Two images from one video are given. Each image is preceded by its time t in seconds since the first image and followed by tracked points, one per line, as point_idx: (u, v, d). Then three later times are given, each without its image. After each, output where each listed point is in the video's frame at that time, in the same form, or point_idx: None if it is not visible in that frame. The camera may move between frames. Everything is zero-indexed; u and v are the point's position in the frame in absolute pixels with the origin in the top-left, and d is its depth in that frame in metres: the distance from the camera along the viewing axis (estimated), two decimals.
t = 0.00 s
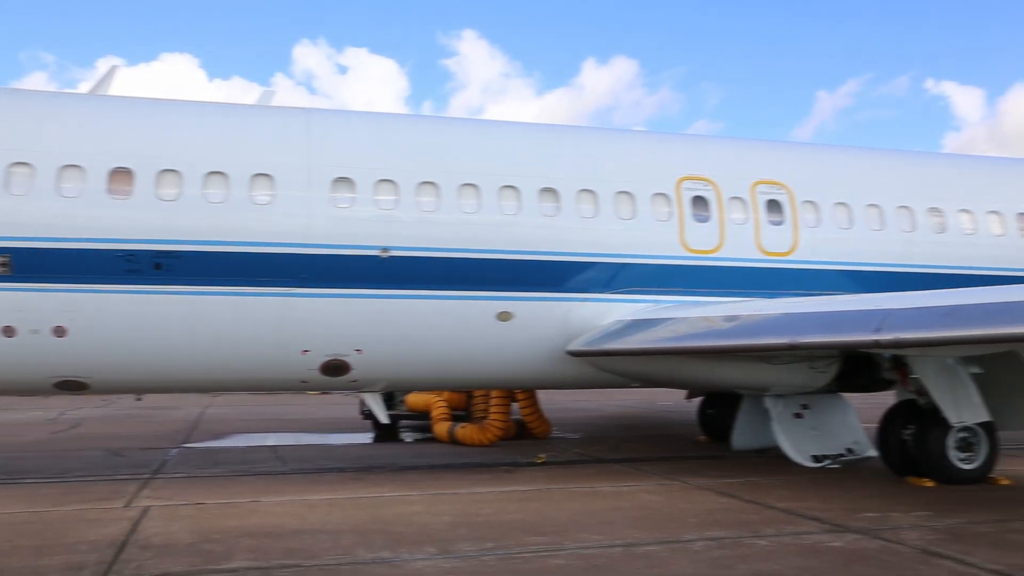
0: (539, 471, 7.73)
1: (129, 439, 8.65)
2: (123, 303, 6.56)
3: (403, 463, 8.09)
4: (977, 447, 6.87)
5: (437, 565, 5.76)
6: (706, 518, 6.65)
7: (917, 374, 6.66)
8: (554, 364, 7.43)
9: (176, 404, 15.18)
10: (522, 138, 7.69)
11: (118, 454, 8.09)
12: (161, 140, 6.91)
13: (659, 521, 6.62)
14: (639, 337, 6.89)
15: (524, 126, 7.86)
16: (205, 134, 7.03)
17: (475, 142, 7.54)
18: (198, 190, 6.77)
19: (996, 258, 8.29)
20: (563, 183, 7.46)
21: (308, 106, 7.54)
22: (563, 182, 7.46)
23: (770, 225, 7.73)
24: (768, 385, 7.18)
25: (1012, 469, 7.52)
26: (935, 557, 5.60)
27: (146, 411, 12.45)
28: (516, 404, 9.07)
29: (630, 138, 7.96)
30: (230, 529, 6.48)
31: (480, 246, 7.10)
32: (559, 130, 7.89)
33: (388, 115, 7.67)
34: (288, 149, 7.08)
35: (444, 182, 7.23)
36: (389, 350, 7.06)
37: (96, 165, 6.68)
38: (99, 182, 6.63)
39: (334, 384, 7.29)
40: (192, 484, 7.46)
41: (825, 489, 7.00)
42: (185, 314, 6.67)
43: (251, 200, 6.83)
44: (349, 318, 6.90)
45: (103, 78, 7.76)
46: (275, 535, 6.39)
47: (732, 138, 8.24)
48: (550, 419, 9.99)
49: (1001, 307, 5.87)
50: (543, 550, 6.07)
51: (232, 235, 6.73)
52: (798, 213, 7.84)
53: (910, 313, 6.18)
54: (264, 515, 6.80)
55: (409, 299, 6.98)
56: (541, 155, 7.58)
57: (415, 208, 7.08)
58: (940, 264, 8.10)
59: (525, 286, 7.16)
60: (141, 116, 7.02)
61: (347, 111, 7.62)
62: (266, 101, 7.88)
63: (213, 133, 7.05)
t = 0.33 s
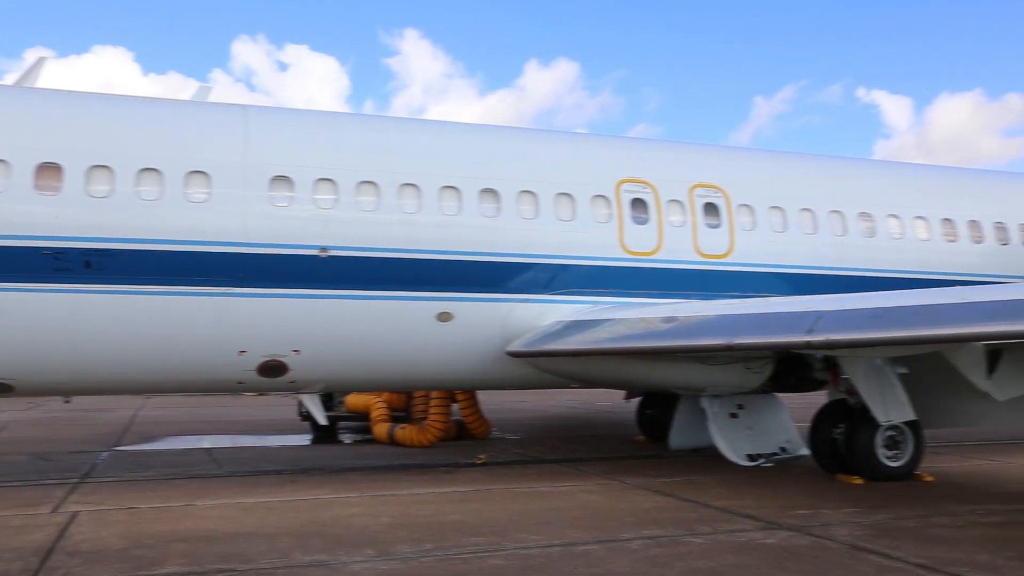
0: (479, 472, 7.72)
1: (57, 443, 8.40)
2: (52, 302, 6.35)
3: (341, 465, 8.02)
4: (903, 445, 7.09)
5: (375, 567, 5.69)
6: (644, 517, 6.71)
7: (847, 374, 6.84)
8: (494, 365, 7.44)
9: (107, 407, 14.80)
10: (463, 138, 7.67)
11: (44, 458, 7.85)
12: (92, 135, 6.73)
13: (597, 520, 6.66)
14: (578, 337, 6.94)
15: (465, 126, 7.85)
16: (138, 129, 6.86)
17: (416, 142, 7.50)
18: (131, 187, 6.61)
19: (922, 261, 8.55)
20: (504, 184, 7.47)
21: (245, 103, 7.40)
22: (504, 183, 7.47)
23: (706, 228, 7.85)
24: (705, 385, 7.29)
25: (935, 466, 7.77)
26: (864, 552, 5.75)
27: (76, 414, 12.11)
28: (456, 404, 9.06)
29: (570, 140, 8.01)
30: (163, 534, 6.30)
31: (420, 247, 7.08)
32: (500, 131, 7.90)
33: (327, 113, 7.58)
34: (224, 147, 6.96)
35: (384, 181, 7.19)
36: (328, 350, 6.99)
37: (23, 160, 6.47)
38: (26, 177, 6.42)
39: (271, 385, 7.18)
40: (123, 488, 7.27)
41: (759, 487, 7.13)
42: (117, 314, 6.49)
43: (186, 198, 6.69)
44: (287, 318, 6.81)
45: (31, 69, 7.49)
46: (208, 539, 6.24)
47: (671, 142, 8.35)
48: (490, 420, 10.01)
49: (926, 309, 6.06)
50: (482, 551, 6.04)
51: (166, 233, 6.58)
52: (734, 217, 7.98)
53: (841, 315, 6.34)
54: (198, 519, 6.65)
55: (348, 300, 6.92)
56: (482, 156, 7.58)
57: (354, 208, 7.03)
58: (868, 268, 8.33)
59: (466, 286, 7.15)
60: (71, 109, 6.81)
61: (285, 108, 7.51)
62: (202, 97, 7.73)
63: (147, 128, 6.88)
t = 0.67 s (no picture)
0: (421, 472, 7.69)
1: None
2: None
3: (281, 466, 7.93)
4: (836, 442, 7.27)
5: (316, 568, 5.61)
6: (585, 515, 6.74)
7: (784, 372, 6.97)
8: (436, 364, 7.42)
9: (39, 409, 14.39)
10: (407, 137, 7.63)
11: None
12: (22, 127, 6.52)
13: (539, 519, 6.67)
14: (521, 337, 6.95)
15: (408, 125, 7.80)
16: (71, 122, 6.67)
17: (358, 140, 7.43)
18: (63, 181, 6.43)
19: (856, 263, 8.77)
20: (447, 183, 7.46)
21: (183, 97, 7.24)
22: (447, 182, 7.46)
23: (648, 228, 7.94)
24: (645, 384, 7.37)
25: (867, 462, 7.98)
26: (798, 547, 5.86)
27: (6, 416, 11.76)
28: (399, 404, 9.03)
29: (515, 140, 8.02)
30: (95, 538, 6.12)
31: (362, 245, 7.02)
32: (444, 129, 7.88)
33: (269, 109, 7.46)
34: (162, 142, 6.81)
35: (326, 179, 7.11)
36: (268, 349, 6.89)
37: None
38: None
39: (209, 386, 7.05)
40: (54, 491, 7.08)
41: (699, 484, 7.24)
42: (48, 312, 6.30)
43: (121, 193, 6.53)
44: (226, 317, 6.70)
45: None
46: (143, 542, 6.08)
47: (614, 142, 8.42)
48: (434, 419, 10.00)
49: (859, 309, 6.20)
50: (424, 551, 6.00)
51: (101, 230, 6.42)
52: (675, 218, 8.08)
53: (778, 315, 6.45)
54: (132, 522, 6.48)
55: (289, 298, 6.83)
56: (425, 154, 7.55)
57: (295, 205, 6.95)
58: (804, 268, 8.52)
59: (409, 286, 7.12)
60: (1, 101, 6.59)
61: (225, 103, 7.37)
62: (139, 91, 7.55)
63: (80, 122, 6.70)
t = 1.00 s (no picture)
0: (358, 471, 7.63)
1: None
2: None
3: (214, 466, 7.79)
4: (769, 438, 7.42)
5: (250, 568, 5.51)
6: (522, 512, 6.76)
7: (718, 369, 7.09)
8: (374, 362, 7.37)
9: None
10: (344, 133, 7.55)
11: None
12: None
13: (476, 516, 6.67)
14: (459, 334, 6.95)
15: (346, 120, 7.72)
16: None
17: (295, 135, 7.33)
18: None
19: (788, 262, 8.98)
20: (385, 179, 7.41)
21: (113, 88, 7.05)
22: (385, 178, 7.41)
23: (586, 227, 8.00)
24: (583, 381, 7.43)
25: (797, 457, 8.17)
26: (731, 541, 5.96)
27: None
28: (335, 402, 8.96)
29: (453, 137, 8.00)
30: (18, 542, 5.92)
31: (298, 241, 6.94)
32: (382, 125, 7.83)
33: (203, 102, 7.31)
34: (91, 133, 6.62)
35: (261, 174, 7.00)
36: (201, 347, 6.75)
37: None
38: None
39: (140, 384, 6.88)
40: None
41: (635, 480, 7.32)
42: None
43: (47, 186, 6.34)
44: (157, 314, 6.54)
45: None
46: (69, 545, 5.90)
47: (554, 141, 8.45)
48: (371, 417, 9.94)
49: (790, 308, 6.33)
50: (360, 550, 5.94)
51: (27, 224, 6.22)
52: (613, 217, 8.16)
53: (712, 313, 6.55)
54: (57, 525, 6.29)
55: (224, 295, 6.70)
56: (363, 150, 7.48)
57: (230, 200, 6.83)
58: (738, 267, 8.68)
59: (346, 283, 7.05)
60: None
61: (156, 95, 7.19)
62: (66, 81, 7.33)
63: (5, 111, 6.48)
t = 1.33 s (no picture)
0: (301, 469, 7.56)
1: None
2: None
3: (153, 466, 7.65)
4: (710, 434, 7.53)
5: (189, 569, 5.40)
6: (467, 509, 6.75)
7: (661, 367, 7.17)
8: (317, 359, 7.30)
9: None
10: (288, 128, 7.46)
11: None
12: None
13: (421, 513, 6.64)
14: (404, 332, 6.92)
15: (290, 115, 7.63)
16: None
17: (238, 129, 7.23)
18: None
19: (730, 260, 9.11)
20: (329, 175, 7.34)
21: (48, 79, 6.86)
22: (329, 175, 7.34)
23: (532, 225, 8.02)
24: (528, 379, 7.46)
25: (737, 453, 8.31)
26: (673, 536, 6.02)
27: None
28: (279, 400, 8.89)
29: (399, 133, 7.96)
30: None
31: (240, 237, 6.84)
32: (327, 120, 7.75)
33: (142, 94, 7.15)
34: (25, 125, 6.43)
35: (203, 169, 6.89)
36: (140, 345, 6.62)
37: None
38: None
39: (75, 383, 6.72)
40: None
41: (580, 476, 7.37)
42: None
43: None
44: (94, 311, 6.39)
45: None
46: None
47: (501, 138, 8.46)
48: (315, 416, 9.86)
49: (732, 306, 6.40)
50: (303, 549, 5.85)
51: None
52: (559, 214, 8.20)
53: (655, 310, 6.62)
54: None
55: (163, 291, 6.57)
56: (307, 145, 7.40)
57: (170, 195, 6.70)
58: (682, 266, 8.78)
59: (289, 279, 6.97)
60: None
61: (94, 86, 7.02)
62: None
63: None
